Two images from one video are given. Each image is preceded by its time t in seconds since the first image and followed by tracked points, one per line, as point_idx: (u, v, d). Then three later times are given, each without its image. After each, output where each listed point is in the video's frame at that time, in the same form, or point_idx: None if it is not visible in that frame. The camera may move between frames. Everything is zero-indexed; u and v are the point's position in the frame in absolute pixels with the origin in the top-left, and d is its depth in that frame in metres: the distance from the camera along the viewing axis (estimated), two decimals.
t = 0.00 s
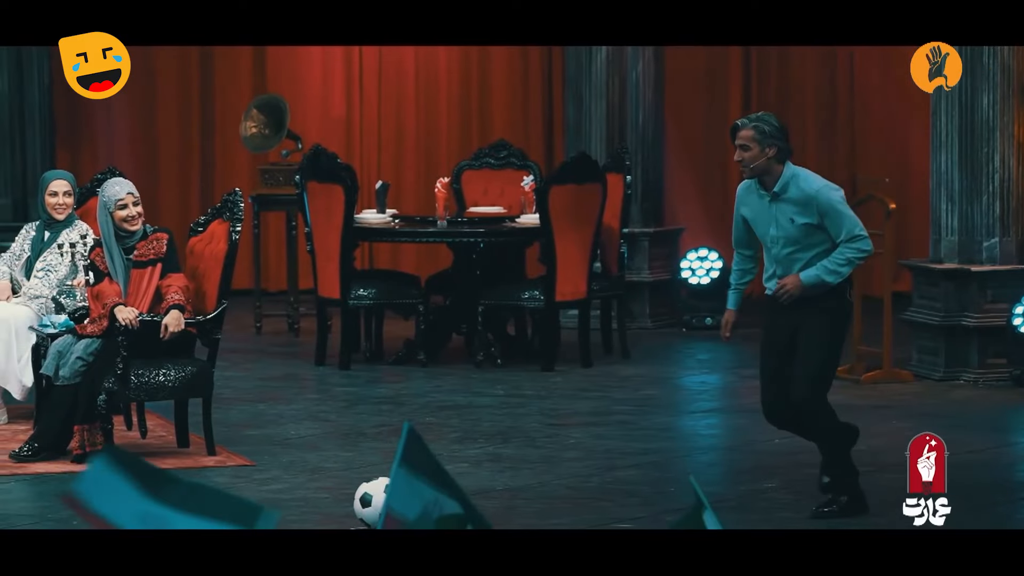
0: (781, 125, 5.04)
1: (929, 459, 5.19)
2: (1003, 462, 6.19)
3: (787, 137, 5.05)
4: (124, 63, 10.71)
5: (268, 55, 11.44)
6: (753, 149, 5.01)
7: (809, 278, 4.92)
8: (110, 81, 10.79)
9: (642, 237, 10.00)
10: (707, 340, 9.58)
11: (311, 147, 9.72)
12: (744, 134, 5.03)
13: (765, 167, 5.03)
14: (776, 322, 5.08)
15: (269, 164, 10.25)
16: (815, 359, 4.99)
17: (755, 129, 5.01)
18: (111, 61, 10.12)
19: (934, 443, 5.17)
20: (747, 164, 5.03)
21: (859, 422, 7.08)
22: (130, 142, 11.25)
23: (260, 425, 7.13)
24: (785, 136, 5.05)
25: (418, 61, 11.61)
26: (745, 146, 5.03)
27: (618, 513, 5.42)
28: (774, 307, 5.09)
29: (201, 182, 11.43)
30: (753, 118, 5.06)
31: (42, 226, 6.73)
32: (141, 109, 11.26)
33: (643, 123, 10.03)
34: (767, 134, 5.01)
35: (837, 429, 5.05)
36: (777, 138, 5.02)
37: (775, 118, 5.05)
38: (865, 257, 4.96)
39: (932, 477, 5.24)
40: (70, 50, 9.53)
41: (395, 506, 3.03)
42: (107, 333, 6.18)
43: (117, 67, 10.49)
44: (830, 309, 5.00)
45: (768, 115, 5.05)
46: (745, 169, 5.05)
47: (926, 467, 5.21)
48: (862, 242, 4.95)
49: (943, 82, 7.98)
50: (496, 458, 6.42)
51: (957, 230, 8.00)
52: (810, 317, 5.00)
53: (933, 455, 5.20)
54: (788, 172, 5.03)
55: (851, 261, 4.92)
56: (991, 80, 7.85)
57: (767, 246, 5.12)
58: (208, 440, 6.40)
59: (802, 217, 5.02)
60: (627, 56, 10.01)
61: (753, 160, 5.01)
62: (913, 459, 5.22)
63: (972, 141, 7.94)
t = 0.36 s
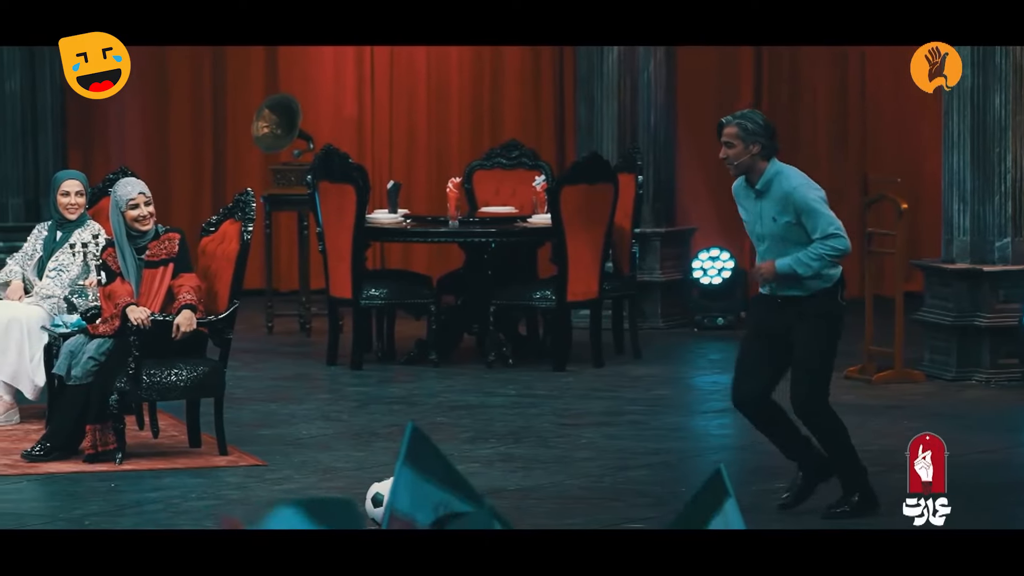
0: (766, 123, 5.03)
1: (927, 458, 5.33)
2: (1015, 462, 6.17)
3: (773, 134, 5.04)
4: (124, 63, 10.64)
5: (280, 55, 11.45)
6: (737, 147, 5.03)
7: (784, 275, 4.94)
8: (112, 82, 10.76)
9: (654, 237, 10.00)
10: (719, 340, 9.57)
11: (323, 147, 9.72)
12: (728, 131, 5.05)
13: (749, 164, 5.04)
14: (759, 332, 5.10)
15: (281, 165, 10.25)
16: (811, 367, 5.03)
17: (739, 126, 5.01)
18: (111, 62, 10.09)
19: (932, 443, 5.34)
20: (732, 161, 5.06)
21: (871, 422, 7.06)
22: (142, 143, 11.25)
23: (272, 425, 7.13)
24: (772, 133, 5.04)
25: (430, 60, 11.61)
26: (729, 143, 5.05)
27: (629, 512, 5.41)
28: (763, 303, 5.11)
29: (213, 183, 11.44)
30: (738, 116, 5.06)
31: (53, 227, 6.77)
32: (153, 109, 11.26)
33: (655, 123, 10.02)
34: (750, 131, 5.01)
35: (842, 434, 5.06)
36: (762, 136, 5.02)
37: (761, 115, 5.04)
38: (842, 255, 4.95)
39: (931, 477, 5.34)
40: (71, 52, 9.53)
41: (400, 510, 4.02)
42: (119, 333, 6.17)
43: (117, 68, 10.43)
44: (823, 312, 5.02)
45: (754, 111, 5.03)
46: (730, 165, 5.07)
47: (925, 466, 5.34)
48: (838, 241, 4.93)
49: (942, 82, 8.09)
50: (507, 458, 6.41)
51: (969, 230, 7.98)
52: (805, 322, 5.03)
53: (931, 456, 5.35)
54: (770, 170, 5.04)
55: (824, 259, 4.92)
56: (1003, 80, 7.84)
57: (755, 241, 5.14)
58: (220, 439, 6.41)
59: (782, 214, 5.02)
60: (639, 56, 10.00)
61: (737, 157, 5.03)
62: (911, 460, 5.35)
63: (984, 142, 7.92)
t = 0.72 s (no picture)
0: (744, 106, 5.05)
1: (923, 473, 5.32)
2: None
3: (752, 117, 5.06)
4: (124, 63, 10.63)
5: (293, 55, 11.45)
6: (715, 131, 5.06)
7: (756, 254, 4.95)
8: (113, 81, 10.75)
9: (666, 237, 10.00)
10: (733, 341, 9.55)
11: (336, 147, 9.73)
12: (706, 116, 5.08)
13: (728, 148, 5.07)
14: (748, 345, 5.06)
15: (294, 165, 10.26)
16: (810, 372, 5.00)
17: (716, 111, 5.05)
18: (111, 63, 10.21)
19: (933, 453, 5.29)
20: (712, 145, 5.09)
21: (884, 422, 7.04)
22: (155, 143, 11.26)
23: (285, 425, 7.14)
24: (751, 116, 5.07)
25: (443, 60, 11.62)
26: (708, 128, 5.08)
27: (643, 513, 5.40)
28: (751, 293, 5.08)
29: (226, 184, 11.45)
30: (717, 100, 5.08)
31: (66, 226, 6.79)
32: (166, 109, 11.28)
33: (668, 123, 10.02)
34: (727, 115, 5.04)
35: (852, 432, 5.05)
36: (739, 119, 5.04)
37: (740, 99, 5.07)
38: (812, 234, 4.92)
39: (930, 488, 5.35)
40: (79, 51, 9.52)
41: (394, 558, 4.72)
42: (132, 333, 6.17)
43: (118, 68, 10.52)
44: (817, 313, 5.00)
45: (731, 95, 5.06)
46: (711, 150, 5.10)
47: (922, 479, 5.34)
48: (807, 221, 4.91)
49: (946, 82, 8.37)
50: (520, 458, 6.41)
51: (982, 230, 7.96)
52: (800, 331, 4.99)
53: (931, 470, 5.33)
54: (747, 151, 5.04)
55: (792, 239, 4.90)
56: (1016, 80, 7.83)
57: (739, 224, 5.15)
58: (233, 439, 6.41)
59: (756, 196, 5.03)
60: (652, 57, 10.00)
61: (716, 142, 5.06)
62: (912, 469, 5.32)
63: (997, 141, 7.91)
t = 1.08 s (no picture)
0: (723, 94, 5.07)
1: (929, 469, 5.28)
2: None
3: (733, 107, 5.07)
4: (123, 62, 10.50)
5: (306, 55, 11.46)
6: (693, 121, 5.09)
7: (732, 245, 4.94)
8: (113, 82, 10.68)
9: (680, 237, 9.99)
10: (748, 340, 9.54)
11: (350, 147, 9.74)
12: (686, 107, 5.10)
13: (707, 138, 5.09)
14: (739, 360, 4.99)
15: (308, 165, 10.27)
16: (806, 372, 5.00)
17: (695, 100, 5.07)
18: (110, 62, 9.92)
19: (935, 452, 5.28)
20: (692, 137, 5.11)
21: (900, 422, 7.02)
22: (170, 144, 11.27)
23: (299, 425, 7.14)
24: (731, 105, 5.08)
25: (457, 59, 11.63)
26: (687, 119, 5.10)
27: (657, 512, 5.39)
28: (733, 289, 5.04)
29: (240, 184, 11.46)
30: (697, 91, 5.11)
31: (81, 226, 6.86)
32: (180, 109, 11.29)
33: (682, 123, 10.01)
34: (705, 104, 5.06)
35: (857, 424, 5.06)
36: (719, 108, 5.06)
37: (718, 88, 5.09)
38: (785, 219, 4.91)
39: (932, 489, 5.32)
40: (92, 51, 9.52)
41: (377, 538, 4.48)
42: (145, 332, 6.16)
43: (117, 67, 10.33)
44: (806, 311, 4.99)
45: (711, 85, 5.09)
46: (692, 141, 5.12)
47: (927, 476, 5.31)
48: (780, 205, 4.90)
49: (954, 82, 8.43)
50: (534, 457, 6.40)
51: (996, 230, 7.93)
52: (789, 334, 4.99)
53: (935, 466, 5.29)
54: (725, 140, 5.06)
55: (766, 226, 4.89)
56: None
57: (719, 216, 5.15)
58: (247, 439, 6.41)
59: (733, 184, 5.02)
60: (666, 56, 9.99)
61: (695, 133, 5.09)
62: (917, 470, 5.27)
63: (1012, 141, 7.88)
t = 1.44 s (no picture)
0: (708, 103, 5.01)
1: (928, 469, 5.31)
2: None
3: (718, 116, 5.01)
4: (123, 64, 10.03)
5: (322, 55, 11.46)
6: (678, 130, 5.03)
7: (713, 257, 4.91)
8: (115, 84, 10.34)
9: (695, 237, 9.98)
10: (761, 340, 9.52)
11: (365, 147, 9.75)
12: (671, 116, 5.04)
13: (692, 147, 5.04)
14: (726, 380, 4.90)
15: (324, 164, 10.28)
16: (792, 379, 4.94)
17: (679, 109, 5.02)
18: (110, 63, 9.68)
19: (935, 452, 5.30)
20: (676, 145, 5.06)
21: (917, 422, 7.01)
22: (186, 144, 11.29)
23: (314, 424, 7.14)
24: (716, 113, 5.02)
25: (473, 58, 11.62)
26: (672, 127, 5.05)
27: (672, 513, 5.39)
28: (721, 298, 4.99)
29: (256, 183, 11.48)
30: (681, 99, 5.05)
31: (97, 227, 6.91)
32: (196, 110, 11.32)
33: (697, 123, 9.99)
34: (690, 113, 5.01)
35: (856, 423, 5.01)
36: (704, 117, 5.00)
37: (704, 97, 5.02)
38: (763, 228, 4.87)
39: (932, 488, 5.34)
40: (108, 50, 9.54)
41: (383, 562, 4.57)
42: (162, 332, 6.18)
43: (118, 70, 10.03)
44: (787, 320, 4.95)
45: (697, 94, 5.02)
46: (676, 150, 5.07)
47: (926, 477, 5.33)
48: (759, 213, 4.86)
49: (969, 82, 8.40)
50: (549, 458, 6.40)
51: (1012, 229, 7.90)
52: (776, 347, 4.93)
53: (934, 465, 5.32)
54: (708, 150, 5.01)
55: (745, 234, 4.86)
56: None
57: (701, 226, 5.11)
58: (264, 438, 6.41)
59: (713, 194, 4.98)
60: (681, 56, 9.95)
61: (679, 141, 5.04)
62: (916, 470, 5.30)
63: None
